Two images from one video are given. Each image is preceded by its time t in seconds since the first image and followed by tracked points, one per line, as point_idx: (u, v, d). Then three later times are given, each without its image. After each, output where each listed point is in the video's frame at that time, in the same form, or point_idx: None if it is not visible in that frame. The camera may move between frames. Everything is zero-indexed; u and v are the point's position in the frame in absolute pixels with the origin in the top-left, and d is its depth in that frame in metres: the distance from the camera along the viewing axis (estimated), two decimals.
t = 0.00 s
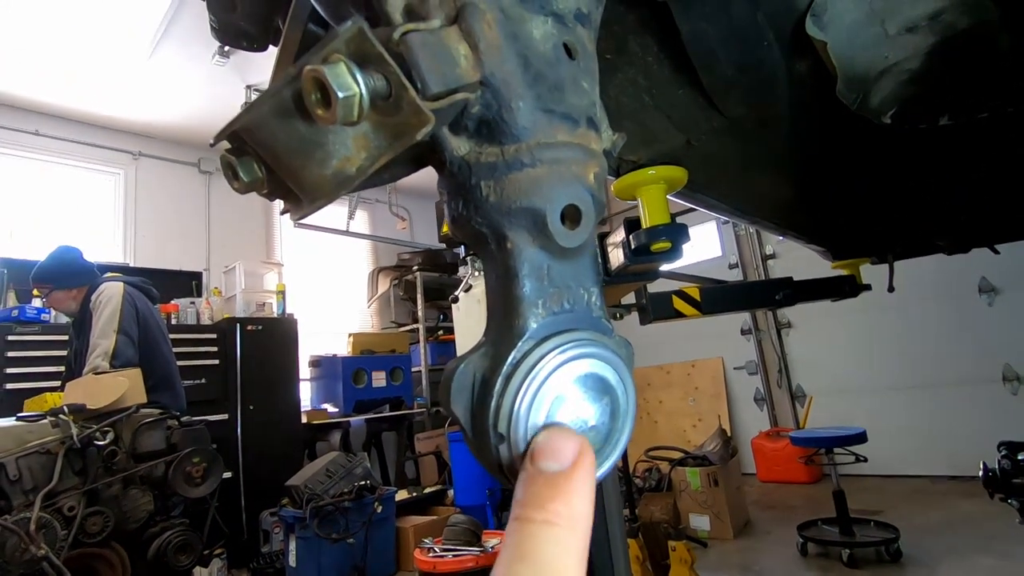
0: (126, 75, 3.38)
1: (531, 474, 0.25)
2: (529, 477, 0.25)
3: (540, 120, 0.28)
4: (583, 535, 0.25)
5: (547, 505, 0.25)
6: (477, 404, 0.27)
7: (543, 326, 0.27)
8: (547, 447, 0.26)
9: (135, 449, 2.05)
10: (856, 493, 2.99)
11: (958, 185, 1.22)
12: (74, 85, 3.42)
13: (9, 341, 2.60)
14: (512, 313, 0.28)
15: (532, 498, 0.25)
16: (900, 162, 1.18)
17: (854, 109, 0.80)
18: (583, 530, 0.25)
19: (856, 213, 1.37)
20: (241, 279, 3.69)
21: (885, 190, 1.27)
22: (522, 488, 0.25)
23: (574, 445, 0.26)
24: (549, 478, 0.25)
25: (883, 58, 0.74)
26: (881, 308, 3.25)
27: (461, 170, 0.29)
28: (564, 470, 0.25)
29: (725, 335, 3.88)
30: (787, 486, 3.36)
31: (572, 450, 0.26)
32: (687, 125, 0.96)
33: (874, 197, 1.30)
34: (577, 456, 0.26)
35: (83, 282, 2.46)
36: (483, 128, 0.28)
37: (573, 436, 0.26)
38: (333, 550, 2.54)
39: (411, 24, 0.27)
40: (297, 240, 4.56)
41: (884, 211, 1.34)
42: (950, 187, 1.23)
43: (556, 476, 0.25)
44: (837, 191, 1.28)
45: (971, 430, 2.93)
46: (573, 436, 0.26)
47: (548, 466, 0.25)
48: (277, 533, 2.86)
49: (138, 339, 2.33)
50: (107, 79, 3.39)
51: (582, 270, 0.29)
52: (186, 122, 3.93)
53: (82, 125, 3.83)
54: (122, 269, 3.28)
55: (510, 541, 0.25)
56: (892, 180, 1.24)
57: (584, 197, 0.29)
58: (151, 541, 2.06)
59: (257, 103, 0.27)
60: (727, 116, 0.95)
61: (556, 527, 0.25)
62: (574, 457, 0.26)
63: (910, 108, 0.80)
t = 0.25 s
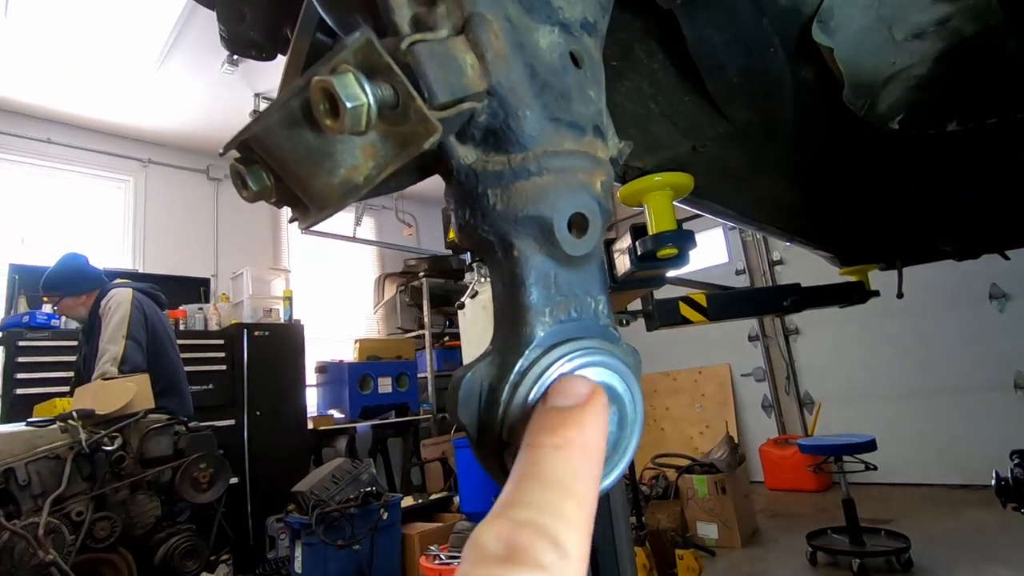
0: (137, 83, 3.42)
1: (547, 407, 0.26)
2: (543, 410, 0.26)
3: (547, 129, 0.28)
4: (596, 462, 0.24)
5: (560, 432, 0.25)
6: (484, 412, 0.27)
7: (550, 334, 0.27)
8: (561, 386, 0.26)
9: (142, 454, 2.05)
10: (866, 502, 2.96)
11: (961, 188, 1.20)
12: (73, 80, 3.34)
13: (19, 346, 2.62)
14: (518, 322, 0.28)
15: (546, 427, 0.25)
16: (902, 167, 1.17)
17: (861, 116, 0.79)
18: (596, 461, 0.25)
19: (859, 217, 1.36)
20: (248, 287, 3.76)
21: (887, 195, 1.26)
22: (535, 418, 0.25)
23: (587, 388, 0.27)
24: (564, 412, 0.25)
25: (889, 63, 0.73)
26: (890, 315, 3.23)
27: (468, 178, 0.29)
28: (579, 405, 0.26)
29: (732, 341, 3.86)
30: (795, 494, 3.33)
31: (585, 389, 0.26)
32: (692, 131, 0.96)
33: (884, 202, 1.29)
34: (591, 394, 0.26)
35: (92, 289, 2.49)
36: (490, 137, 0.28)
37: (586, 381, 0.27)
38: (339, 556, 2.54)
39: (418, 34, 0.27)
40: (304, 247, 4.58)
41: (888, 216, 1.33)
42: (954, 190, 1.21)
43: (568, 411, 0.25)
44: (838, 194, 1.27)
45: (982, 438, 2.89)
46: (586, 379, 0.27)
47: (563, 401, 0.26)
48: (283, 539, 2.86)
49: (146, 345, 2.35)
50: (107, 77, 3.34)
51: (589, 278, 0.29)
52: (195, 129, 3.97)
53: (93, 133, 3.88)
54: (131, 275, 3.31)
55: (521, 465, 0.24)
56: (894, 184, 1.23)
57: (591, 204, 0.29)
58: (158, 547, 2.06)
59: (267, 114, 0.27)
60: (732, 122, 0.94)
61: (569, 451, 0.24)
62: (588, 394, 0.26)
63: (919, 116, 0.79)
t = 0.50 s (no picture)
0: (147, 91, 3.46)
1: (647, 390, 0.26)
2: (644, 396, 0.26)
3: (570, 136, 0.29)
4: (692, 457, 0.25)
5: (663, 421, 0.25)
6: (510, 414, 0.27)
7: (573, 338, 0.28)
8: (658, 374, 0.26)
9: (153, 459, 2.06)
10: (877, 508, 2.94)
11: (971, 189, 1.19)
12: (75, 86, 3.36)
13: (31, 351, 2.64)
14: (542, 325, 0.28)
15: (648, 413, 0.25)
16: (909, 168, 1.17)
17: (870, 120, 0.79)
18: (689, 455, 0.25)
19: (869, 221, 1.35)
20: (257, 291, 3.75)
21: (896, 197, 1.25)
22: (636, 405, 0.25)
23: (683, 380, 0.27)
24: (665, 399, 0.25)
25: (900, 68, 0.73)
26: (900, 319, 3.20)
27: (492, 185, 0.29)
28: (679, 395, 0.26)
29: (740, 346, 3.84)
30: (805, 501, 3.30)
31: (682, 383, 0.26)
32: (701, 135, 0.96)
33: (894, 206, 1.28)
34: (689, 389, 0.26)
35: (102, 294, 2.52)
36: (514, 144, 0.29)
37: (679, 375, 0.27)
38: (346, 561, 2.54)
39: (445, 44, 0.27)
40: (311, 252, 4.60)
41: (898, 221, 1.32)
42: (964, 192, 1.21)
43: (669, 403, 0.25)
44: (846, 197, 1.26)
45: (994, 443, 2.87)
46: (680, 373, 0.27)
47: (665, 389, 0.26)
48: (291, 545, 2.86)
49: (155, 349, 2.36)
50: (108, 78, 3.32)
51: (610, 282, 0.30)
52: (203, 137, 4.01)
53: (104, 139, 3.92)
54: (140, 280, 3.34)
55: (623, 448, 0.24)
56: (903, 187, 1.22)
57: (613, 210, 0.29)
58: (168, 551, 2.07)
59: (296, 122, 0.27)
60: (742, 127, 0.95)
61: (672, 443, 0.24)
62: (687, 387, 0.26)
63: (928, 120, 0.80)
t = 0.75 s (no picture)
0: (153, 99, 3.49)
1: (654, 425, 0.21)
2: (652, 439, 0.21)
3: (565, 155, 0.29)
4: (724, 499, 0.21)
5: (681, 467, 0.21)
6: (506, 432, 0.27)
7: (569, 355, 0.28)
8: (665, 407, 0.21)
9: (157, 465, 2.06)
10: (884, 515, 2.91)
11: (974, 195, 1.18)
12: (71, 84, 3.29)
13: (38, 358, 2.66)
14: (538, 343, 0.28)
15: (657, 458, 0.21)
16: (911, 174, 1.16)
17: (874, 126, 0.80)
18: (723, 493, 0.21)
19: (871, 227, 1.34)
20: (261, 297, 3.80)
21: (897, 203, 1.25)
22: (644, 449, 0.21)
23: (697, 400, 0.22)
24: (676, 438, 0.21)
25: (902, 74, 0.74)
26: (906, 324, 3.18)
27: (489, 202, 0.29)
28: (693, 429, 0.21)
29: (745, 351, 3.83)
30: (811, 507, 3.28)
31: (695, 405, 0.21)
32: (703, 142, 0.96)
33: (897, 211, 1.27)
34: (703, 414, 0.21)
35: (109, 300, 2.53)
36: (510, 163, 0.29)
37: (692, 390, 0.22)
38: (351, 568, 2.54)
39: (441, 65, 0.28)
40: (316, 258, 4.63)
41: (901, 226, 1.31)
42: (966, 197, 1.20)
43: (683, 439, 0.21)
44: (847, 202, 1.26)
45: (1003, 449, 2.84)
46: (692, 390, 0.22)
47: (674, 427, 0.21)
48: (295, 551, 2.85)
49: (161, 356, 2.37)
50: (103, 74, 3.23)
51: (607, 299, 0.30)
52: (208, 144, 4.03)
53: (111, 147, 3.96)
54: (146, 286, 3.36)
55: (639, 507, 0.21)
56: (905, 192, 1.21)
57: (610, 228, 0.29)
58: (172, 557, 2.06)
59: (293, 143, 0.28)
60: (744, 134, 0.95)
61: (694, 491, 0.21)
62: (700, 415, 0.21)
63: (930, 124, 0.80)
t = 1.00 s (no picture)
0: (159, 105, 3.51)
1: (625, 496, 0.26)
2: (627, 515, 0.26)
3: (579, 154, 0.29)
4: (691, 560, 0.26)
5: (652, 541, 0.26)
6: (519, 431, 0.27)
7: (583, 354, 0.28)
8: (634, 485, 0.26)
9: (163, 469, 2.06)
10: (892, 520, 2.89)
11: (980, 196, 1.18)
12: (73, 82, 3.25)
13: (45, 362, 2.68)
14: (551, 341, 0.28)
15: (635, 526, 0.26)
16: (918, 176, 1.15)
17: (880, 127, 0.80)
18: (687, 549, 0.27)
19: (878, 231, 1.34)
20: (266, 302, 3.82)
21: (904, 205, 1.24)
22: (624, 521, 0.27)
23: (661, 475, 0.27)
24: (645, 515, 0.26)
25: (907, 75, 0.73)
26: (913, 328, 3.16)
27: (502, 204, 0.30)
28: (657, 504, 0.26)
29: (750, 355, 3.81)
30: (817, 512, 3.26)
31: (661, 480, 0.27)
32: (709, 145, 0.96)
33: (903, 213, 1.27)
34: (667, 490, 0.26)
35: (118, 303, 2.55)
36: (523, 162, 0.29)
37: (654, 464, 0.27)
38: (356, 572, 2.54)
39: (456, 66, 0.28)
40: (320, 262, 4.64)
41: (906, 228, 1.31)
42: (971, 198, 1.19)
43: (650, 511, 0.26)
44: (852, 204, 1.26)
45: (1011, 453, 2.82)
46: (657, 466, 0.26)
47: (642, 505, 0.26)
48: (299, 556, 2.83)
49: (167, 360, 2.38)
50: (107, 75, 3.21)
51: (619, 298, 0.30)
52: (212, 148, 4.05)
53: (118, 152, 3.98)
54: (152, 291, 3.37)
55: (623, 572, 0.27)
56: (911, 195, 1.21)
57: (622, 228, 0.30)
58: (178, 561, 2.06)
59: (309, 143, 0.28)
60: (749, 136, 0.95)
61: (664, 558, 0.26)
62: (664, 490, 0.27)
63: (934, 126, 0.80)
